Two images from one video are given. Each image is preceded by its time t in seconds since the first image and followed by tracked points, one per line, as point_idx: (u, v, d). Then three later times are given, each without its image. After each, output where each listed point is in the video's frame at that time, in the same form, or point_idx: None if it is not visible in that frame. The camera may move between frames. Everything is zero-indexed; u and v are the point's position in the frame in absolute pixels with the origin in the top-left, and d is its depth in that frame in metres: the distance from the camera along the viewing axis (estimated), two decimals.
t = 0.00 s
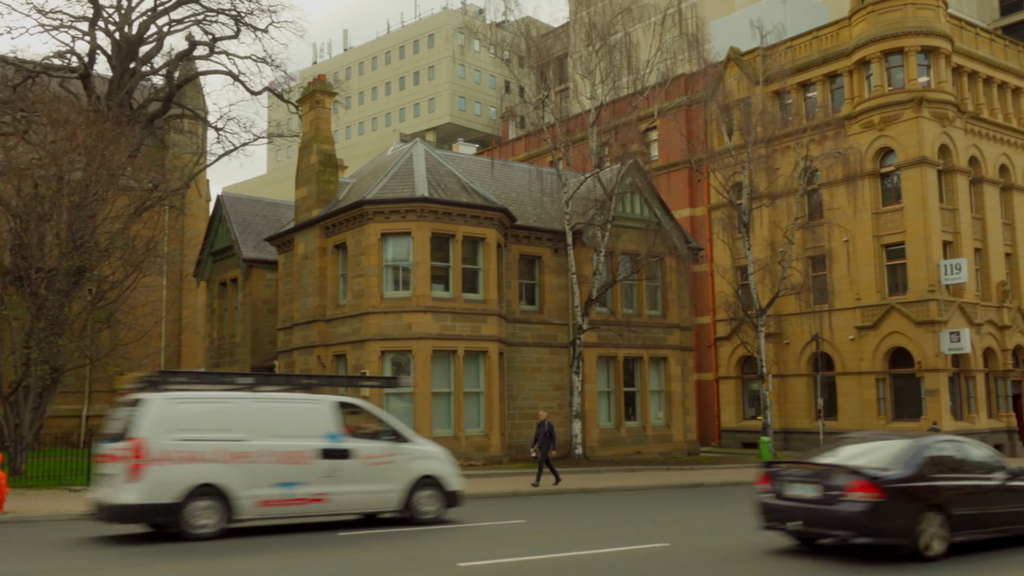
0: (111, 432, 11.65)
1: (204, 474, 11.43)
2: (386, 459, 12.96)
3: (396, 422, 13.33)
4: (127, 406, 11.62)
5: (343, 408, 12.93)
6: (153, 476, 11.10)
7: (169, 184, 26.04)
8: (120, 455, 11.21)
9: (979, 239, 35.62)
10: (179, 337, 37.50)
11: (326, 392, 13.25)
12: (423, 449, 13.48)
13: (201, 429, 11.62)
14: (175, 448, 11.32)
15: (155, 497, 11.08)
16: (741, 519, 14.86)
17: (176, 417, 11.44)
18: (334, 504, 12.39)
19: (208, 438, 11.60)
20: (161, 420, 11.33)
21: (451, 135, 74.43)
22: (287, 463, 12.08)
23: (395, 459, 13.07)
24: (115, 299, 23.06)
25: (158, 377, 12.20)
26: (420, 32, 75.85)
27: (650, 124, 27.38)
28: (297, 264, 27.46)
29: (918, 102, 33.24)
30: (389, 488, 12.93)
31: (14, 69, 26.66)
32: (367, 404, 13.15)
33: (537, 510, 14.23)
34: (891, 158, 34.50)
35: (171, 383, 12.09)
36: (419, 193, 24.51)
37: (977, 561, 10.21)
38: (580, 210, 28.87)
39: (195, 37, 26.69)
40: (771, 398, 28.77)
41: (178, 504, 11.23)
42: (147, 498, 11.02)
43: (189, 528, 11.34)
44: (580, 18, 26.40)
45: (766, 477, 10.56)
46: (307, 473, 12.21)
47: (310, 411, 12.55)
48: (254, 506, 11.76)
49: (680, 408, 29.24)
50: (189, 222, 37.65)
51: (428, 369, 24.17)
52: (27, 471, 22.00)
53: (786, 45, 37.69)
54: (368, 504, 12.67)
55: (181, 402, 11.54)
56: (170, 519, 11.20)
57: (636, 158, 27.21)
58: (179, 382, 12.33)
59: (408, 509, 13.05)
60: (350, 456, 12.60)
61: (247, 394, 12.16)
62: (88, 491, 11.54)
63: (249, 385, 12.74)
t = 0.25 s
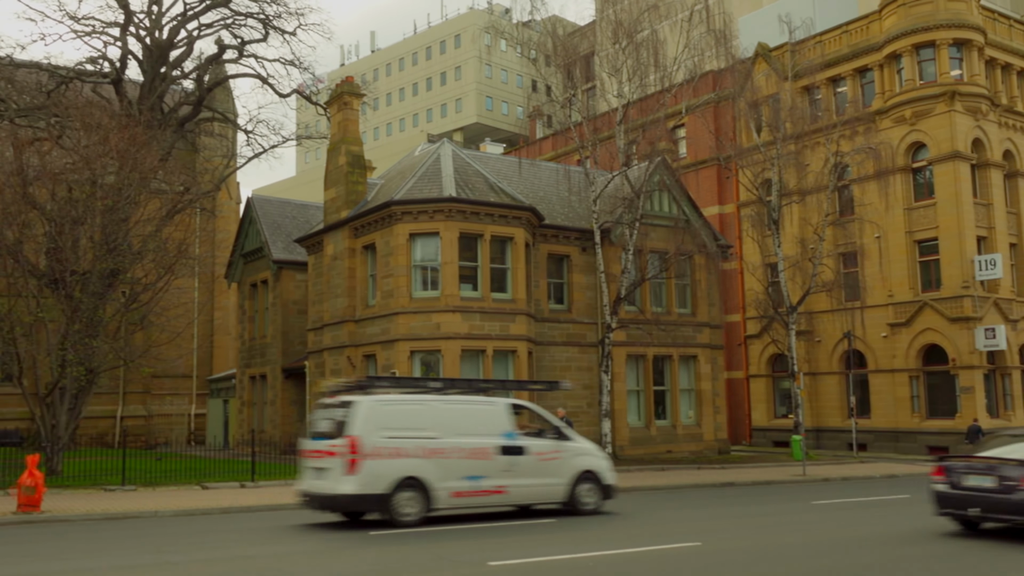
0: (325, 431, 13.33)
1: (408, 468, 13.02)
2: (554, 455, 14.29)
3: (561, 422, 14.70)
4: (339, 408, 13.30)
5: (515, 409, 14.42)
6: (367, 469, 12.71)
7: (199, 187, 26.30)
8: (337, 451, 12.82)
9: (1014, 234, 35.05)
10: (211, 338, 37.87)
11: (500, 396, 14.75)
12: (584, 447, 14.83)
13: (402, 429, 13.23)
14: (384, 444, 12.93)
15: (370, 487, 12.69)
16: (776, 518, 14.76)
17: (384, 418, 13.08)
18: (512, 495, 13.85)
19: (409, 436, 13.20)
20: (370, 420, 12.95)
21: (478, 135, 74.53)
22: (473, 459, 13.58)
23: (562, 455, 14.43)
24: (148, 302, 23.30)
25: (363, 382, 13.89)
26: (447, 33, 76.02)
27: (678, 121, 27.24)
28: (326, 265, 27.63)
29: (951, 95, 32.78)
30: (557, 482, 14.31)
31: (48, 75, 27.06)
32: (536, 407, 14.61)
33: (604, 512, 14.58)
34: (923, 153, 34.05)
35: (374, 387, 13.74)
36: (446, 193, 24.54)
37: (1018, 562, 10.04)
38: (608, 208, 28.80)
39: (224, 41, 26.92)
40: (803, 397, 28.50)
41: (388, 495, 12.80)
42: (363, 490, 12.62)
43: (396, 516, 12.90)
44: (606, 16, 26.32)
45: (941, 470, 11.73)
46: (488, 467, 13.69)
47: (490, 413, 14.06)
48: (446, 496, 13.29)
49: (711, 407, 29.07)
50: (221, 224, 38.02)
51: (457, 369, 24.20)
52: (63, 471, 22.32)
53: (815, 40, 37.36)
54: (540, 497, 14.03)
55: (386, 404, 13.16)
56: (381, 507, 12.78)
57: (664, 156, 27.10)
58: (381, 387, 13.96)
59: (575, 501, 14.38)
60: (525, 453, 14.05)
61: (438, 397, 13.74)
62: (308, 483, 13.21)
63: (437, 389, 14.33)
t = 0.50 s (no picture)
0: (497, 435, 14.60)
1: (576, 467, 14.22)
2: (698, 455, 15.44)
3: (701, 426, 15.87)
4: (510, 413, 14.58)
5: (660, 414, 15.64)
6: (542, 469, 13.92)
7: (229, 193, 26.53)
8: (513, 452, 14.08)
9: None
10: (241, 343, 38.19)
11: (646, 402, 15.96)
12: (718, 449, 15.96)
13: (568, 433, 14.46)
14: (555, 446, 14.17)
15: (544, 485, 13.90)
16: (808, 521, 14.63)
17: (553, 423, 14.34)
18: (662, 492, 15.00)
19: (575, 439, 14.43)
20: (541, 424, 14.22)
21: (504, 138, 74.62)
22: (630, 459, 14.75)
23: (702, 456, 15.56)
24: (179, 307, 23.52)
25: (528, 391, 15.17)
26: (472, 37, 76.21)
27: (705, 122, 27.10)
28: (354, 269, 27.77)
29: (983, 93, 32.34)
30: (698, 480, 15.44)
31: (80, 83, 27.45)
32: (679, 413, 15.80)
33: (673, 513, 14.93)
34: (954, 152, 33.64)
35: (539, 395, 15.00)
36: (473, 196, 24.58)
37: None
38: (635, 211, 28.72)
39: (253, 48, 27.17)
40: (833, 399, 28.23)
41: (561, 491, 14.02)
42: (540, 487, 13.84)
43: (566, 512, 14.10)
44: (632, 17, 26.25)
45: None
46: (643, 466, 14.83)
47: (639, 419, 15.25)
48: (609, 493, 14.45)
49: (740, 410, 28.87)
50: (250, 229, 38.36)
51: (485, 372, 24.22)
52: (97, 475, 22.59)
53: (844, 39, 37.07)
54: (688, 494, 15.17)
55: (553, 410, 14.44)
56: (555, 503, 13.99)
57: (691, 158, 26.99)
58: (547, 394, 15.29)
59: (715, 499, 15.48)
60: (672, 453, 15.20)
61: (596, 403, 14.98)
62: (484, 482, 14.47)
63: (592, 397, 15.56)
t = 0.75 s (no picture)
0: (643, 440, 15.73)
1: (719, 470, 15.25)
2: (823, 459, 16.37)
3: (825, 431, 16.79)
4: (656, 420, 15.69)
5: (789, 420, 16.60)
6: (690, 471, 14.97)
7: (256, 201, 26.73)
8: (663, 455, 15.15)
9: None
10: (269, 350, 38.46)
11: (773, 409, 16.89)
12: (839, 452, 16.93)
13: (710, 437, 15.52)
14: (701, 449, 15.20)
15: (692, 485, 14.95)
16: (838, 528, 14.46)
17: (697, 428, 15.39)
18: (794, 493, 15.95)
19: (716, 443, 15.45)
20: (687, 430, 15.26)
21: (528, 144, 74.67)
22: (765, 462, 15.73)
23: (826, 459, 16.50)
24: (207, 315, 23.70)
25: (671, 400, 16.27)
26: (496, 43, 76.38)
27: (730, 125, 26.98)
28: (380, 276, 27.88)
29: (1013, 93, 31.90)
30: (824, 482, 16.40)
31: (109, 95, 27.83)
32: (806, 419, 16.78)
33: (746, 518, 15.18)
34: (984, 153, 33.23)
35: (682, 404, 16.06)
36: (498, 202, 24.61)
37: None
38: (661, 215, 28.63)
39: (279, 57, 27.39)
40: (863, 404, 27.93)
41: (706, 491, 15.05)
42: (688, 487, 14.89)
43: (711, 511, 15.13)
44: (656, 22, 26.19)
45: None
46: (777, 469, 15.81)
47: (771, 425, 16.23)
48: (747, 493, 15.47)
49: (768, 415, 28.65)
50: (278, 237, 38.67)
51: (511, 378, 24.19)
52: (128, 482, 22.81)
53: (870, 40, 36.81)
54: (816, 493, 16.14)
55: (697, 416, 15.47)
56: (700, 503, 15.03)
57: (716, 162, 26.88)
58: (688, 403, 16.41)
59: (840, 498, 16.44)
60: (802, 457, 16.15)
61: (734, 410, 16.01)
62: (633, 483, 15.56)
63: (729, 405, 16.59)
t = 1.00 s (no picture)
0: (770, 442, 16.18)
1: (845, 471, 15.73)
2: (935, 459, 16.86)
3: (936, 434, 17.28)
4: (783, 423, 16.15)
5: (903, 422, 17.08)
6: (819, 471, 15.47)
7: (280, 208, 26.89)
8: (793, 457, 15.61)
9: None
10: (294, 355, 38.68)
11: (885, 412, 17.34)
12: (949, 453, 17.42)
13: (836, 439, 15.99)
14: (829, 451, 15.68)
15: (822, 485, 15.44)
16: (867, 531, 14.29)
17: (824, 431, 15.85)
18: (911, 492, 16.49)
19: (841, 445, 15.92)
20: (815, 433, 15.73)
21: (550, 147, 74.65)
22: (885, 463, 16.23)
23: (939, 460, 17.00)
24: (233, 320, 23.85)
25: (797, 405, 16.76)
26: (517, 48, 76.44)
27: (753, 127, 26.84)
28: (404, 281, 27.97)
29: None
30: (937, 482, 16.90)
31: (135, 103, 28.13)
32: (918, 422, 17.27)
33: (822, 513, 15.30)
34: (1012, 152, 32.84)
35: (809, 408, 16.55)
36: (520, 206, 24.62)
37: None
38: (684, 218, 28.53)
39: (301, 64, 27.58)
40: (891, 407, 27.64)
41: (835, 491, 15.53)
42: (818, 487, 15.38)
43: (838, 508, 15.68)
44: (677, 23, 26.11)
45: None
46: (895, 469, 16.33)
47: (888, 427, 16.72)
48: (870, 493, 15.97)
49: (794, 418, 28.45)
50: (302, 242, 38.89)
51: (535, 382, 24.17)
52: (156, 486, 23.00)
53: (895, 39, 36.61)
54: (929, 493, 16.64)
55: (824, 420, 15.93)
56: (828, 502, 15.53)
57: (739, 163, 26.76)
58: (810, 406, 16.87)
59: (951, 498, 16.94)
60: (917, 457, 16.65)
61: (854, 413, 16.50)
62: (761, 483, 16.02)
63: (849, 409, 17.08)
